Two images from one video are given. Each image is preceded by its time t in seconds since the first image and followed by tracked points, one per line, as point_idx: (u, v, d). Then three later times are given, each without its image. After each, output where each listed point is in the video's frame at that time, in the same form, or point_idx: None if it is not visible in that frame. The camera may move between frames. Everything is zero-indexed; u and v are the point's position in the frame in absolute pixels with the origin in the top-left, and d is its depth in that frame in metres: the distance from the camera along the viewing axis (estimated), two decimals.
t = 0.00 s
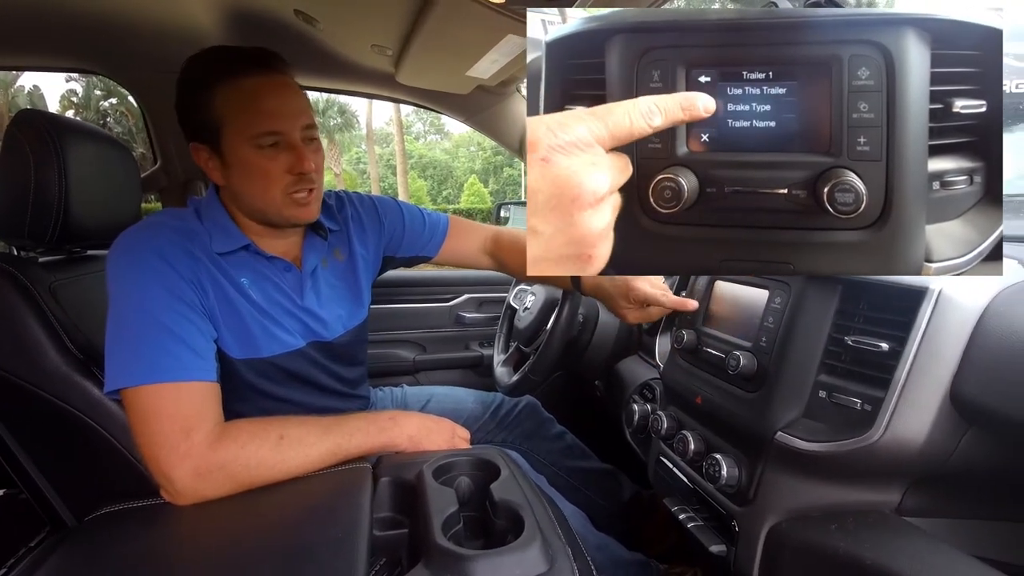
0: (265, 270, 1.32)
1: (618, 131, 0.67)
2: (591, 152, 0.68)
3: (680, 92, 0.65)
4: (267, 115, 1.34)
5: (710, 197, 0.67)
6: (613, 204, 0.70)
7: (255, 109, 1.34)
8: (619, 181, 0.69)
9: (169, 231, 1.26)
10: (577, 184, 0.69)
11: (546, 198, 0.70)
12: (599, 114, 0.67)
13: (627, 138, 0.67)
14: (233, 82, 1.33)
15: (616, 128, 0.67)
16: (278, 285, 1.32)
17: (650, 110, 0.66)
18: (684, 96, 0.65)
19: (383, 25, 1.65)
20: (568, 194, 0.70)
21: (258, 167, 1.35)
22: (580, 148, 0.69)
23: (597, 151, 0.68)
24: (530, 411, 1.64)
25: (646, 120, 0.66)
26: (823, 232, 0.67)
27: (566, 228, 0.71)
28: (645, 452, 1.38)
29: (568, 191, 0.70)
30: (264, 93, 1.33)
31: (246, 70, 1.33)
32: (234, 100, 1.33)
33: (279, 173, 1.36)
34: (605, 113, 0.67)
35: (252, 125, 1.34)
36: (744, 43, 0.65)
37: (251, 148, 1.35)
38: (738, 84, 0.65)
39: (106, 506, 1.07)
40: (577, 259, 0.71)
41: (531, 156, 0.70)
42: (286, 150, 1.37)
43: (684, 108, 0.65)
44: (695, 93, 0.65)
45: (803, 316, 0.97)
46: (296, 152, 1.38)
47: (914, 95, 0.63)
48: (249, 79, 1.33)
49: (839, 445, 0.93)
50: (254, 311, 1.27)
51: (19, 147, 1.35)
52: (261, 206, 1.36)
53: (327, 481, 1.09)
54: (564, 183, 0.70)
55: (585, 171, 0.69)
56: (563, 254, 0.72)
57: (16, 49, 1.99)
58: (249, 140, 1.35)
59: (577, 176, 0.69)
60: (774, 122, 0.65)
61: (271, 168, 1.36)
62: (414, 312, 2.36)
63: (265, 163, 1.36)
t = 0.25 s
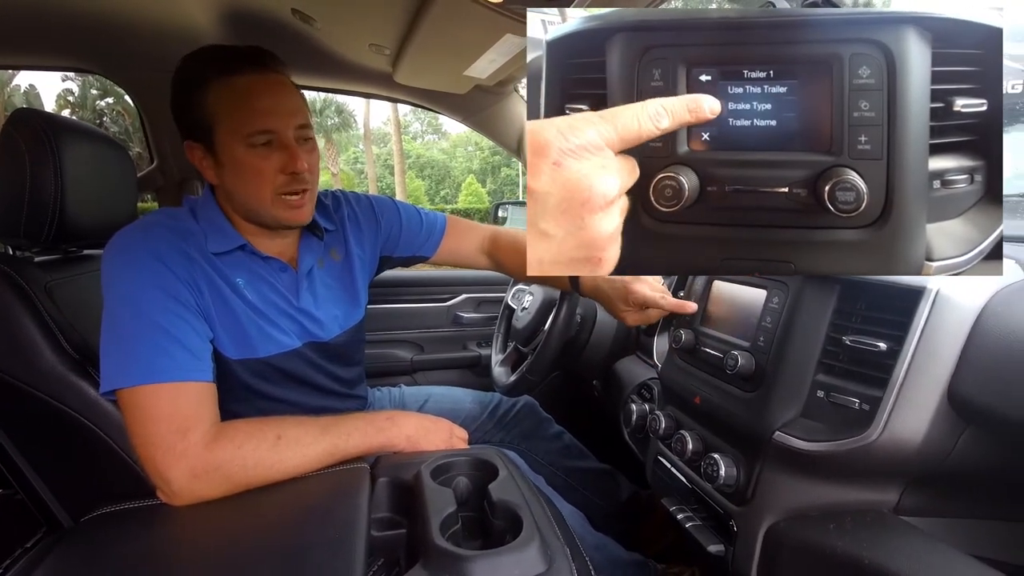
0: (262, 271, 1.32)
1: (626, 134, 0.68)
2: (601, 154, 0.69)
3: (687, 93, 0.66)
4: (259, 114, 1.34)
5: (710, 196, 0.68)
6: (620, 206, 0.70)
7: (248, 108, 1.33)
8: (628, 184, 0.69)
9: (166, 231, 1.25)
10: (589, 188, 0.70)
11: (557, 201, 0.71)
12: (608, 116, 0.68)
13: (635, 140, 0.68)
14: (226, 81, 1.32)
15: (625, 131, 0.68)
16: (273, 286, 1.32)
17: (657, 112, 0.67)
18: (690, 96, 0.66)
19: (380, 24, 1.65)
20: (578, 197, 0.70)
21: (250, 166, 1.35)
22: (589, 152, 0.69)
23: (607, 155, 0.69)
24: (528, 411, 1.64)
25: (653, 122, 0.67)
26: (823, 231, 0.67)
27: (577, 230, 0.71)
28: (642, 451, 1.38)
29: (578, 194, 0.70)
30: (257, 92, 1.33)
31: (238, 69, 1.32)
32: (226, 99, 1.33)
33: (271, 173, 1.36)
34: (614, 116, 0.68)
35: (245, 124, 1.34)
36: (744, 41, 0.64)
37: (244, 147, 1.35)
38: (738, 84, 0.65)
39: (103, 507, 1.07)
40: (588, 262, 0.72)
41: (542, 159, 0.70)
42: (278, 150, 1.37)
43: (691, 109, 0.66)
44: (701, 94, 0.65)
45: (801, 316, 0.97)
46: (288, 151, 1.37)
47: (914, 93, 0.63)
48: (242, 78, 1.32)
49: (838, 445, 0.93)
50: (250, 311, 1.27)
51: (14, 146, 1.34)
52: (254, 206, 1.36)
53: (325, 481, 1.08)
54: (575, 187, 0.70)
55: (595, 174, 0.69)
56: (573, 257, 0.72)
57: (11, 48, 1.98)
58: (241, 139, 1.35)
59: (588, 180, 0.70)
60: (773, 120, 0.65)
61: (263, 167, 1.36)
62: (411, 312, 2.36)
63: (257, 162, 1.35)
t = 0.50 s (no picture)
0: (259, 271, 1.32)
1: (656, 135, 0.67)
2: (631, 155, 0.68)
3: (707, 95, 0.66)
4: (257, 113, 1.34)
5: (711, 197, 0.68)
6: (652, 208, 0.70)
7: (246, 106, 1.33)
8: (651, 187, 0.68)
9: (163, 230, 1.25)
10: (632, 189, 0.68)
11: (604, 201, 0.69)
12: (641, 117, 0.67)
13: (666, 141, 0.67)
14: (224, 79, 1.32)
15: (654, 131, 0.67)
16: (270, 286, 1.31)
17: (686, 112, 0.66)
18: (711, 97, 0.66)
19: (378, 23, 1.65)
20: (622, 198, 0.69)
21: (248, 164, 1.35)
22: (628, 154, 0.68)
23: (644, 156, 0.68)
24: (527, 409, 1.65)
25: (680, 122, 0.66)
26: (823, 232, 0.67)
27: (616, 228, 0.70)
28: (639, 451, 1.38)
29: (622, 196, 0.69)
30: (255, 91, 1.33)
31: (237, 67, 1.32)
32: (224, 97, 1.33)
33: (270, 171, 1.36)
34: (646, 116, 0.67)
35: (243, 122, 1.34)
36: (744, 43, 0.65)
37: (242, 145, 1.35)
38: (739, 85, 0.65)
39: (98, 508, 1.06)
40: (624, 259, 0.71)
41: (591, 159, 0.68)
42: (277, 148, 1.36)
43: (713, 109, 0.66)
44: (721, 94, 0.65)
45: (797, 317, 0.98)
46: (287, 150, 1.37)
47: (914, 95, 0.63)
48: (240, 76, 1.32)
49: (835, 445, 0.93)
50: (247, 311, 1.27)
51: (7, 145, 1.33)
52: (251, 204, 1.36)
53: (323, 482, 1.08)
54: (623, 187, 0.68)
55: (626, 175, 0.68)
56: (612, 255, 0.71)
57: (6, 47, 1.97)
58: (240, 137, 1.34)
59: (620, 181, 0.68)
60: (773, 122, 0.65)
61: (261, 165, 1.36)
62: (408, 312, 2.36)
63: (255, 161, 1.35)
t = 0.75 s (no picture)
0: (257, 270, 1.31)
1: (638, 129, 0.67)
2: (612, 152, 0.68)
3: (697, 84, 0.66)
4: (257, 111, 1.33)
5: (711, 197, 0.68)
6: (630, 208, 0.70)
7: (246, 104, 1.33)
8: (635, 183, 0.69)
9: (161, 230, 1.25)
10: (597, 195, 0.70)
11: (569, 209, 0.72)
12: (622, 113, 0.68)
13: (651, 135, 0.68)
14: (225, 77, 1.32)
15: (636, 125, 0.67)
16: (269, 286, 1.31)
17: (672, 104, 0.66)
18: (701, 87, 0.66)
19: (374, 23, 1.65)
20: (590, 203, 0.70)
21: (248, 162, 1.35)
22: (606, 152, 0.68)
23: (623, 153, 0.68)
24: (524, 405, 1.65)
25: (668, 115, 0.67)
26: (823, 232, 0.67)
27: (584, 238, 0.72)
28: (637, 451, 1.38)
29: (590, 202, 0.70)
30: (256, 88, 1.32)
31: (239, 65, 1.32)
32: (225, 95, 1.33)
33: (270, 169, 1.35)
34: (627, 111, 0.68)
35: (243, 120, 1.33)
36: (744, 42, 0.65)
37: (242, 143, 1.34)
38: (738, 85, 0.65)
39: (94, 509, 1.06)
40: (600, 268, 0.72)
41: (555, 163, 0.71)
42: (277, 146, 1.35)
43: (704, 100, 0.66)
44: (721, 93, 0.66)
45: (795, 317, 0.98)
46: (287, 148, 1.36)
47: (914, 94, 0.63)
48: (241, 74, 1.32)
49: (833, 445, 0.93)
50: (246, 311, 1.26)
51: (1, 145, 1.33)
52: (250, 202, 1.35)
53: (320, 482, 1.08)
54: (585, 194, 0.71)
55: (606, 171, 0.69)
56: (584, 265, 0.72)
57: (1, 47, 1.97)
58: (240, 134, 1.34)
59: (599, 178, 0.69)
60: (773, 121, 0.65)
61: (261, 163, 1.35)
62: (406, 312, 2.35)
63: (255, 158, 1.35)
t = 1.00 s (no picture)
0: (255, 271, 1.31)
1: (557, 159, 0.71)
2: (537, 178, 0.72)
3: (628, 106, 0.67)
4: (246, 111, 1.33)
5: (712, 197, 0.68)
6: (560, 234, 0.74)
7: (237, 104, 1.32)
8: (563, 208, 0.72)
9: (159, 230, 1.24)
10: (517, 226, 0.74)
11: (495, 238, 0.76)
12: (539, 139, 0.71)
13: (574, 159, 0.71)
14: (217, 77, 1.32)
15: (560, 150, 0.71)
16: (266, 286, 1.31)
17: (594, 128, 0.69)
18: (631, 109, 0.67)
19: (372, 23, 1.65)
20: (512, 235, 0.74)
21: (236, 162, 1.34)
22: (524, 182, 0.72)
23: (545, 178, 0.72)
24: (521, 405, 1.66)
25: (588, 142, 0.70)
26: (823, 231, 0.67)
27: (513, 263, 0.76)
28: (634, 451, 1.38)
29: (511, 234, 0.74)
30: (245, 89, 1.32)
31: (232, 65, 1.32)
32: (216, 95, 1.33)
33: (256, 169, 1.35)
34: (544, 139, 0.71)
35: (232, 120, 1.33)
36: (743, 42, 0.65)
37: (231, 143, 1.34)
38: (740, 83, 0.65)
39: (90, 511, 1.05)
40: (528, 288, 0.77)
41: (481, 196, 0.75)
42: (264, 146, 1.35)
43: (632, 124, 0.68)
44: (722, 92, 0.66)
45: (790, 317, 0.99)
46: (274, 148, 1.35)
47: (915, 93, 0.63)
48: (234, 74, 1.32)
49: (830, 445, 0.93)
50: (242, 311, 1.26)
51: None
52: (239, 202, 1.34)
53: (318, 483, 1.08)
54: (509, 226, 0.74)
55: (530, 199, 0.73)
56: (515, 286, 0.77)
57: None
58: (227, 134, 1.33)
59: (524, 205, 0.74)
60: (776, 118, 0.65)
61: (249, 163, 1.34)
62: (403, 313, 2.35)
63: (243, 158, 1.34)
